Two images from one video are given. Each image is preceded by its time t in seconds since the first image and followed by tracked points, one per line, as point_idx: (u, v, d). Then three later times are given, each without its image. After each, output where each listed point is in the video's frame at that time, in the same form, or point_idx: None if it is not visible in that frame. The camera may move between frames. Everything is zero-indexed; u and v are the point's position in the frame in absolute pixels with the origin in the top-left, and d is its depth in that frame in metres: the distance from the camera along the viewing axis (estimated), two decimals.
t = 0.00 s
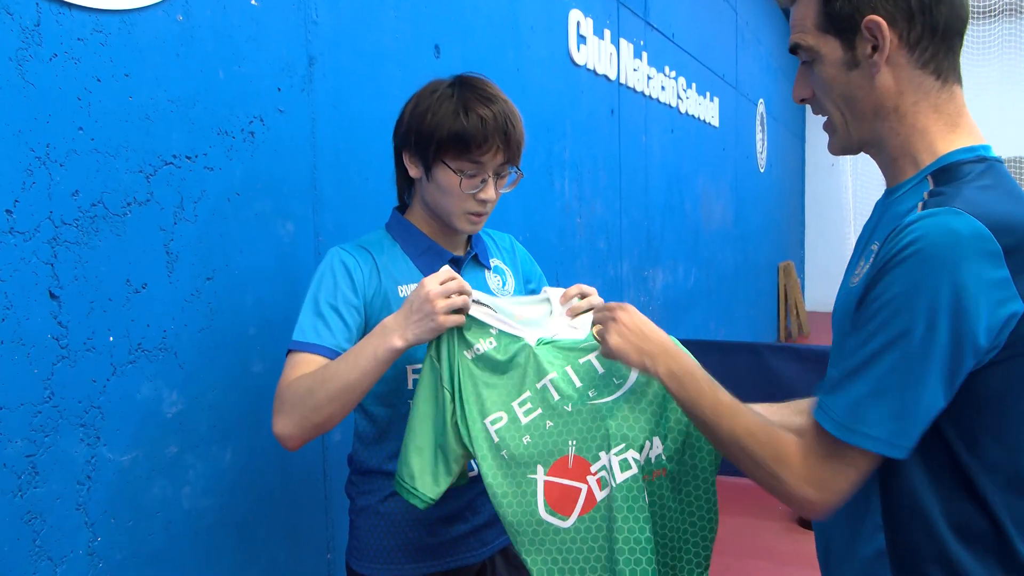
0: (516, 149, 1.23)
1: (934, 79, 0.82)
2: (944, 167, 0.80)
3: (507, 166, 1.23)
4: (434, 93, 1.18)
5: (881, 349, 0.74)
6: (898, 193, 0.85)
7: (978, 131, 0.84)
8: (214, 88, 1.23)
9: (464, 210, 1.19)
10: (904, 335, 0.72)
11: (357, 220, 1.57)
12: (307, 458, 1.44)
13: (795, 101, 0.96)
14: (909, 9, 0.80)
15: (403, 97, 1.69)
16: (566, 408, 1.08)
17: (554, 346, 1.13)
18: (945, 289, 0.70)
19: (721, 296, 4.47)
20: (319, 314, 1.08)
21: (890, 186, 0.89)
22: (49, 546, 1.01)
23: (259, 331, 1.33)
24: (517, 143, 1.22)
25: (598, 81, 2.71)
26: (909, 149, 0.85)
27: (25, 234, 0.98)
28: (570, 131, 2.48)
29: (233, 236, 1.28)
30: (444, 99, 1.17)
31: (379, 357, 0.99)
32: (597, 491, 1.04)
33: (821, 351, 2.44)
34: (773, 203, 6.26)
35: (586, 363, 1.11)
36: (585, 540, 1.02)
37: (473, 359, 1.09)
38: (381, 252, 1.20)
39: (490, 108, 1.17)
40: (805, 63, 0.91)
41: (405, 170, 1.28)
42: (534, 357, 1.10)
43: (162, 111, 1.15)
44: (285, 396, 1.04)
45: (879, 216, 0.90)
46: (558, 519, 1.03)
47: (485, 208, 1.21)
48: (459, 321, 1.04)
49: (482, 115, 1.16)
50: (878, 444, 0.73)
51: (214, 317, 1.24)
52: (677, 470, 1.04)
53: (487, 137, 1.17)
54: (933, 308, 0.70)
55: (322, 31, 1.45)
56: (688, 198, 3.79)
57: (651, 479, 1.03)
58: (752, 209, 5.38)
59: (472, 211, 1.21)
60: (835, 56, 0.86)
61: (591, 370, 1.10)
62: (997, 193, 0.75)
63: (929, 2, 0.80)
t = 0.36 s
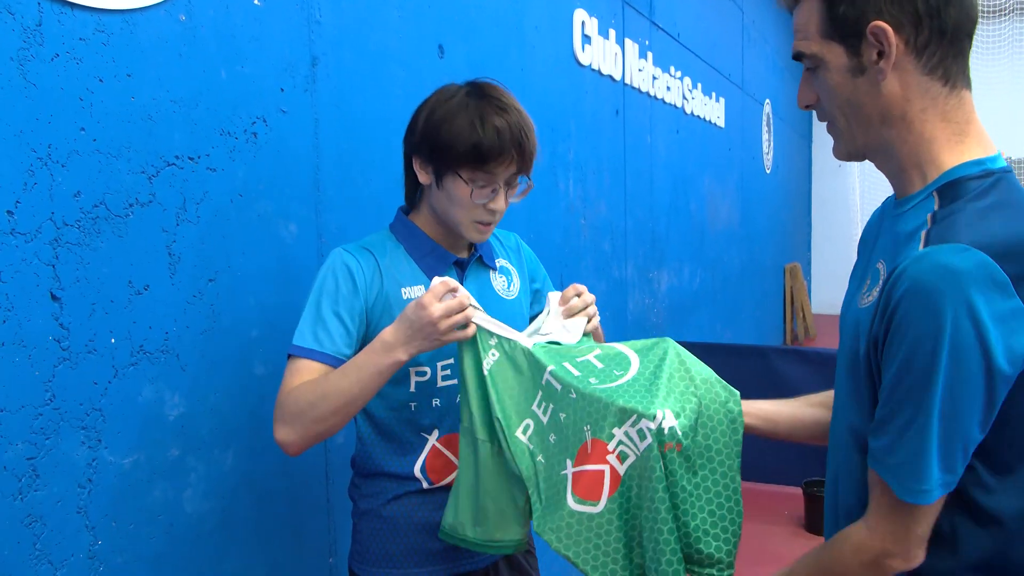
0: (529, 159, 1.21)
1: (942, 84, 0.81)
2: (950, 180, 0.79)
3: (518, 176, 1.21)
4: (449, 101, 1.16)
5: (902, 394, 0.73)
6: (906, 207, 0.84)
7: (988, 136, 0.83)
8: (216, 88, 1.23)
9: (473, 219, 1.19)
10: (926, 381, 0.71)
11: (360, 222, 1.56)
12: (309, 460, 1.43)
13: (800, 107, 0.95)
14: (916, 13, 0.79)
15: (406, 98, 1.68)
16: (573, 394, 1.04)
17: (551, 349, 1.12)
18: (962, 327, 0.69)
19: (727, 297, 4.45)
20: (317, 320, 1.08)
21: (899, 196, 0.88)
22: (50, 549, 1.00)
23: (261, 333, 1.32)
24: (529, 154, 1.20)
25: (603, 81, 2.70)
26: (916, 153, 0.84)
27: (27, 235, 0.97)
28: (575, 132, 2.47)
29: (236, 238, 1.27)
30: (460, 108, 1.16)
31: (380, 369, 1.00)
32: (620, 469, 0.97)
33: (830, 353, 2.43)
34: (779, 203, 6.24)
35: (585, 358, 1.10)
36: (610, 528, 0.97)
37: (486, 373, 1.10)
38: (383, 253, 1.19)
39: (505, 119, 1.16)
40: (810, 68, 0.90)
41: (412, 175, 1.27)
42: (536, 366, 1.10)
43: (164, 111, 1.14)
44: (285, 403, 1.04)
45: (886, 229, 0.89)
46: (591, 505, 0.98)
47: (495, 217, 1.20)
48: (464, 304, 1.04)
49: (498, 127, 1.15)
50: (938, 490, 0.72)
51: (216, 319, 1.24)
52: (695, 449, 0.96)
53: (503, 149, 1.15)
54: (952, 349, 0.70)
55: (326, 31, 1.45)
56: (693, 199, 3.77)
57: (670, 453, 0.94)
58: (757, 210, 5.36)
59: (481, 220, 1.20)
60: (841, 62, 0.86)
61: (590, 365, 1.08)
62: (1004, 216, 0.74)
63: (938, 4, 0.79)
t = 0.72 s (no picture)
0: (514, 147, 1.20)
1: (949, 88, 0.80)
2: (955, 184, 0.78)
3: (506, 164, 1.20)
4: (429, 94, 1.17)
5: (909, 399, 0.72)
6: (909, 209, 0.84)
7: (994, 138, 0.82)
8: (216, 88, 1.22)
9: (463, 209, 1.18)
10: (936, 386, 0.70)
11: (360, 223, 1.55)
12: (307, 463, 1.42)
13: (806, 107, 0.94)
14: (925, 15, 0.78)
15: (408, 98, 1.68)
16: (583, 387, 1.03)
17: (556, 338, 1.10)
18: (970, 329, 0.69)
19: (729, 299, 4.44)
20: (332, 315, 1.07)
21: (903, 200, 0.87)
22: (45, 552, 0.99)
23: (259, 335, 1.31)
24: (514, 141, 1.19)
25: (605, 81, 2.69)
26: (923, 157, 0.83)
27: (24, 234, 0.96)
28: (576, 133, 2.46)
29: (235, 238, 1.27)
30: (440, 99, 1.16)
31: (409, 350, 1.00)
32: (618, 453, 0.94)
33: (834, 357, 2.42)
34: (782, 205, 6.22)
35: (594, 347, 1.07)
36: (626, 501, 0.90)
37: (491, 372, 1.08)
38: (385, 251, 1.18)
39: (486, 107, 1.15)
40: (816, 67, 0.89)
41: (404, 174, 1.26)
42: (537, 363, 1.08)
43: (164, 110, 1.13)
44: (309, 396, 1.01)
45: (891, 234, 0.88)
46: (595, 494, 0.96)
47: (485, 206, 1.19)
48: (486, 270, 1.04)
49: (477, 113, 1.14)
50: (959, 494, 0.71)
51: (215, 320, 1.23)
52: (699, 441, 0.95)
53: (483, 135, 1.15)
54: (960, 352, 0.69)
55: (326, 31, 1.44)
56: (695, 200, 3.76)
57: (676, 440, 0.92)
58: (760, 212, 5.34)
59: (472, 210, 1.19)
60: (847, 63, 0.85)
61: (597, 355, 1.06)
62: (1007, 219, 0.73)
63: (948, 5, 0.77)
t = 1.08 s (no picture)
0: (515, 148, 1.19)
1: (978, 86, 0.79)
2: (985, 184, 0.77)
3: (507, 166, 1.19)
4: (429, 97, 1.17)
5: (938, 405, 0.71)
6: (935, 209, 0.83)
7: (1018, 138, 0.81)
8: (219, 87, 1.21)
9: (464, 213, 1.17)
10: (971, 390, 0.69)
11: (364, 224, 1.55)
12: (311, 466, 1.41)
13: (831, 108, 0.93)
14: (954, 13, 0.77)
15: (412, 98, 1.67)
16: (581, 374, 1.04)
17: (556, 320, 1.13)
18: (1007, 332, 0.67)
19: (735, 301, 4.42)
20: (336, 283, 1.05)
21: (929, 199, 0.86)
22: (46, 555, 0.98)
23: (263, 336, 1.30)
24: (515, 143, 1.18)
25: (610, 82, 2.68)
26: (947, 158, 0.82)
27: (26, 234, 0.96)
28: (581, 133, 2.45)
29: (238, 239, 1.26)
30: (439, 101, 1.15)
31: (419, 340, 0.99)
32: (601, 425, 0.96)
33: (843, 361, 2.40)
34: (788, 207, 6.19)
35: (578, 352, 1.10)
36: (628, 459, 0.89)
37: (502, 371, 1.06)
38: (390, 244, 1.19)
39: (484, 109, 1.14)
40: (842, 67, 0.88)
41: (406, 177, 1.26)
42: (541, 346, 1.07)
43: (167, 110, 1.13)
44: (304, 348, 0.96)
45: (913, 235, 0.87)
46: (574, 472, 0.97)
47: (487, 211, 1.18)
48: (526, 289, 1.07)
49: (476, 116, 1.13)
50: (994, 502, 0.70)
51: (218, 321, 1.22)
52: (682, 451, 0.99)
53: (482, 138, 1.13)
54: (997, 355, 0.68)
55: (331, 30, 1.43)
56: (701, 202, 3.75)
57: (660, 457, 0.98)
58: (766, 214, 5.32)
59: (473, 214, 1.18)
60: (874, 62, 0.84)
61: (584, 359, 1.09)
62: None
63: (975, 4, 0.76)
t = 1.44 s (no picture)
0: (521, 147, 1.18)
1: (1003, 84, 0.78)
2: (1005, 184, 0.76)
3: (512, 164, 1.18)
4: (435, 94, 1.15)
5: (961, 413, 0.70)
6: (954, 210, 0.82)
7: None
8: (222, 87, 1.20)
9: (467, 208, 1.16)
10: (994, 396, 0.67)
11: (367, 225, 1.53)
12: (314, 470, 1.40)
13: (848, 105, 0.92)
14: (981, 8, 0.75)
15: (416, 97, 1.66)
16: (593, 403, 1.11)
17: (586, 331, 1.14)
18: None
19: (741, 302, 4.39)
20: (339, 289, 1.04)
21: (949, 201, 0.86)
22: (47, 559, 0.97)
23: (265, 338, 1.29)
24: (522, 141, 1.17)
25: (616, 80, 2.67)
26: (969, 157, 0.81)
27: (27, 235, 0.95)
28: (586, 133, 2.44)
29: (241, 239, 1.25)
30: (445, 98, 1.14)
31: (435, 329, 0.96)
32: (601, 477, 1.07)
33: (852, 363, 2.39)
34: (795, 206, 6.15)
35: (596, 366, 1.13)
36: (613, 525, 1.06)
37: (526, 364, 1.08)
38: (393, 245, 1.18)
39: (491, 107, 1.13)
40: (862, 64, 0.87)
41: (410, 175, 1.25)
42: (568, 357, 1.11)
43: (170, 110, 1.12)
44: (319, 362, 0.96)
45: (930, 237, 0.86)
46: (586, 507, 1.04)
47: (490, 207, 1.16)
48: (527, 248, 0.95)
49: (482, 113, 1.12)
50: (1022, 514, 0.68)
51: (220, 323, 1.21)
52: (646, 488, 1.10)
53: (488, 135, 1.12)
54: (1020, 360, 0.67)
55: (334, 29, 1.42)
56: (707, 202, 3.74)
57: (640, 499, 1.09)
58: (773, 214, 5.29)
59: (476, 210, 1.16)
60: (898, 59, 0.82)
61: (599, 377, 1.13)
62: None
63: None
